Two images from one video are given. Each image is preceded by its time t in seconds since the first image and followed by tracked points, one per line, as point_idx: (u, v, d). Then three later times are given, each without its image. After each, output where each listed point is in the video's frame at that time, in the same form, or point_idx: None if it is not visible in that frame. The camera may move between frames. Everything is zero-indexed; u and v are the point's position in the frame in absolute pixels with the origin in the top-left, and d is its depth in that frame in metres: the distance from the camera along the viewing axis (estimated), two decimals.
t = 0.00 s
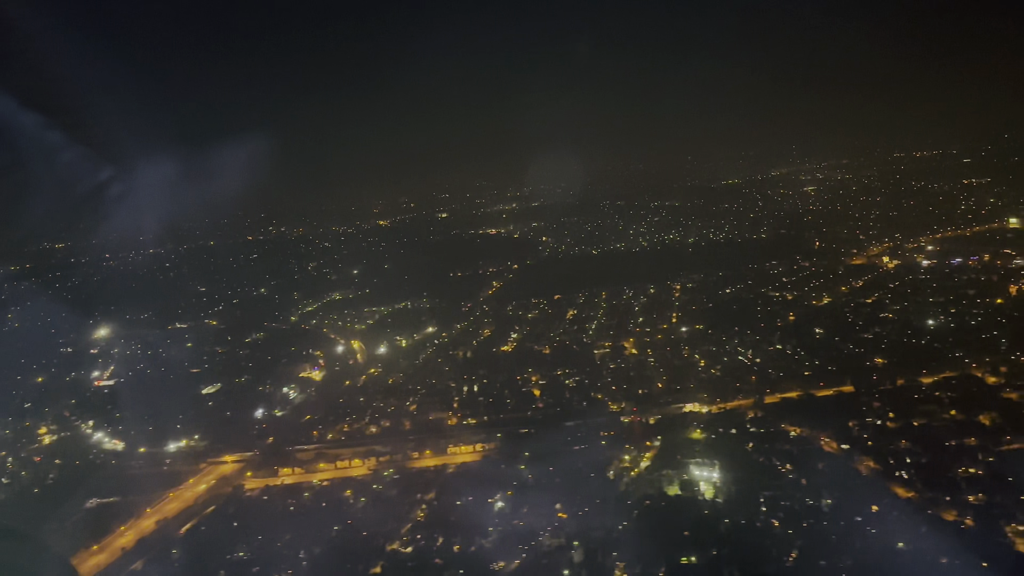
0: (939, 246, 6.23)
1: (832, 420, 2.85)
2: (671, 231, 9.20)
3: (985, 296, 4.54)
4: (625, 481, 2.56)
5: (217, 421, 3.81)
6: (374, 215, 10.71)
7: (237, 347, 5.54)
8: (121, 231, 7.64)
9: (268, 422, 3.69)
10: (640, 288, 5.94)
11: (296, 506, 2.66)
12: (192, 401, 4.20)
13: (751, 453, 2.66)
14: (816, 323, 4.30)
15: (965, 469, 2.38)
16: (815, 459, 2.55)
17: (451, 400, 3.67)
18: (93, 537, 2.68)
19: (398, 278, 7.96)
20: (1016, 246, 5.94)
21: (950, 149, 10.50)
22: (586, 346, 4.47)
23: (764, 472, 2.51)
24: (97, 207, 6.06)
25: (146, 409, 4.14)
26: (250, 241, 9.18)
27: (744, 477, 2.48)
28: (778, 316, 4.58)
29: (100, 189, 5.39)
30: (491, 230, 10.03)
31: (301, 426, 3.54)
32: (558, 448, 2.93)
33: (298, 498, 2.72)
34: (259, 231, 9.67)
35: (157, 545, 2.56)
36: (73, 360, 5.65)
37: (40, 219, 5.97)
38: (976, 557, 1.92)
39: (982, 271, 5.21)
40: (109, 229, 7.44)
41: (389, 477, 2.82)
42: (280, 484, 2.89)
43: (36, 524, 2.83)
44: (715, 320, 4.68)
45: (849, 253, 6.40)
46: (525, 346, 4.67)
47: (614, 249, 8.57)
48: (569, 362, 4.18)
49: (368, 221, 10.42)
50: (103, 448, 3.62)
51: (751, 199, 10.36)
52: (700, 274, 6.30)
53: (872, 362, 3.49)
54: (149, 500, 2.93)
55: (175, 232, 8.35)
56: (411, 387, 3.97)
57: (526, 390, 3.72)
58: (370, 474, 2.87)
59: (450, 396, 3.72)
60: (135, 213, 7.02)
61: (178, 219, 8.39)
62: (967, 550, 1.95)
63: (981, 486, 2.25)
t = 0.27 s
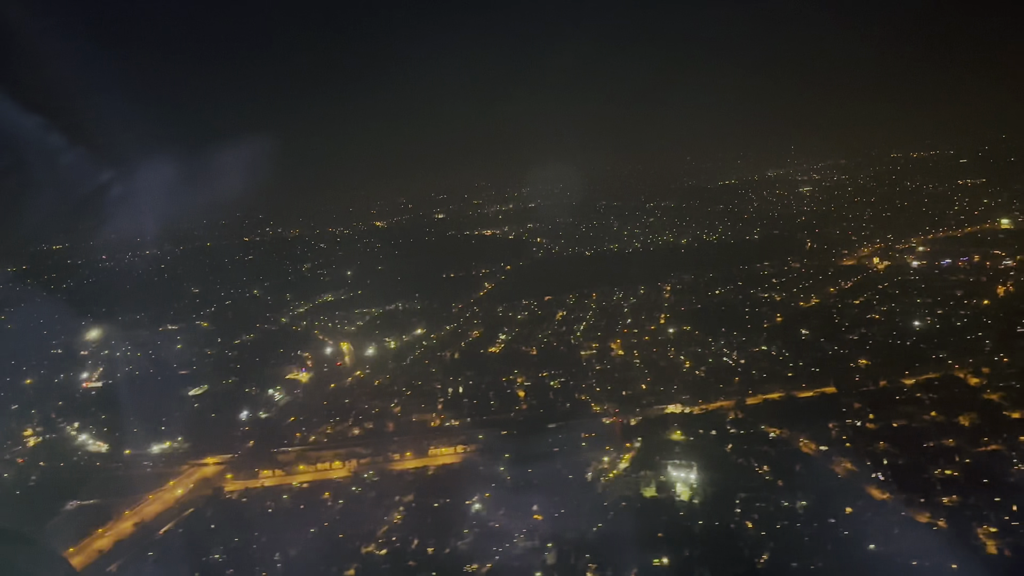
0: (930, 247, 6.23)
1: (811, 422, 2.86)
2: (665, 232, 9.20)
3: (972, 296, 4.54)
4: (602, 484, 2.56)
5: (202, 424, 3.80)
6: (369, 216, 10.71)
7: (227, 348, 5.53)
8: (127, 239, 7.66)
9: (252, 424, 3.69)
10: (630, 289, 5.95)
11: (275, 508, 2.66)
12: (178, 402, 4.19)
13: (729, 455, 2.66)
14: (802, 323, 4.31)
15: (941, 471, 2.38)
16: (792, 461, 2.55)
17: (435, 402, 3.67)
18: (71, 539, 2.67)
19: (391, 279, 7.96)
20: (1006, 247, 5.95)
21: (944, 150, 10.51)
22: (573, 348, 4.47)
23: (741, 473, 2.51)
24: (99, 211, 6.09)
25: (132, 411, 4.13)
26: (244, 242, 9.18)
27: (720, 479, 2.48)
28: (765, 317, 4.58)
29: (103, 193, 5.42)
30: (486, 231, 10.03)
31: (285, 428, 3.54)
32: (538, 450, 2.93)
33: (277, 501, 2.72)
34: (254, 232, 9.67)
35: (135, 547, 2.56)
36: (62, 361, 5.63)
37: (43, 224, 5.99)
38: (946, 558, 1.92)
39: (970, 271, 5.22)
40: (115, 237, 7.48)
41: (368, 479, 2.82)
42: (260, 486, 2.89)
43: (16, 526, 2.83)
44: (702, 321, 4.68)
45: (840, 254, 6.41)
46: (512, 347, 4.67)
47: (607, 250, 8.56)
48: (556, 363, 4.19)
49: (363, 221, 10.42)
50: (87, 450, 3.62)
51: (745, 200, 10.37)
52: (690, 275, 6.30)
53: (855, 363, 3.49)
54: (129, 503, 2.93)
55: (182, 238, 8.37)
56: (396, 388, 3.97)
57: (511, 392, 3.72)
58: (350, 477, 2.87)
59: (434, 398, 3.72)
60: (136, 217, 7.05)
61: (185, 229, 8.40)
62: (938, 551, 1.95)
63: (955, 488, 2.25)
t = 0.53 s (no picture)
0: (921, 246, 6.23)
1: (791, 422, 2.86)
2: (658, 230, 9.19)
3: (959, 296, 4.54)
4: (579, 484, 2.56)
5: (186, 423, 3.81)
6: (363, 214, 10.70)
7: (216, 348, 5.54)
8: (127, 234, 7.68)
9: (237, 423, 3.70)
10: (620, 288, 5.95)
11: (253, 508, 2.66)
12: (163, 402, 4.20)
13: (706, 455, 2.67)
14: (788, 323, 4.31)
15: (916, 470, 2.38)
16: (768, 461, 2.55)
17: (418, 401, 3.68)
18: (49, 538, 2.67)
19: (384, 278, 7.97)
20: (996, 247, 5.94)
21: (939, 149, 10.49)
22: (560, 347, 4.47)
23: (718, 473, 2.51)
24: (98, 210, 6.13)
25: (119, 410, 4.14)
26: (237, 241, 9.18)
27: (696, 479, 2.48)
28: (752, 316, 4.58)
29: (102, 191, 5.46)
30: (480, 230, 10.03)
31: (268, 428, 3.54)
32: (518, 450, 2.93)
33: (255, 501, 2.72)
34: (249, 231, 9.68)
35: (113, 545, 2.56)
36: (51, 360, 5.63)
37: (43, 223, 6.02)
38: (915, 558, 1.92)
39: (959, 270, 5.22)
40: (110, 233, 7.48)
41: (348, 479, 2.82)
42: (240, 486, 2.89)
43: None
44: (689, 320, 4.69)
45: (831, 253, 6.40)
46: (499, 346, 4.67)
47: (600, 249, 8.56)
48: (541, 362, 4.19)
49: (357, 220, 10.41)
50: (71, 449, 3.62)
51: (739, 198, 10.36)
52: (681, 274, 6.30)
53: (837, 362, 3.50)
54: (109, 503, 2.93)
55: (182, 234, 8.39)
56: (382, 388, 3.98)
57: (495, 391, 3.72)
58: (329, 476, 2.87)
59: (419, 397, 3.72)
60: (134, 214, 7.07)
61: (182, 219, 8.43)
62: (907, 550, 1.95)
63: (929, 488, 2.25)
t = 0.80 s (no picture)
0: (912, 242, 6.23)
1: (770, 420, 2.86)
2: (652, 227, 9.18)
3: (946, 292, 4.54)
4: (557, 481, 2.56)
5: (171, 420, 3.81)
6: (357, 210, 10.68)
7: (205, 345, 5.54)
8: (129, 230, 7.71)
9: (220, 421, 3.69)
10: (610, 285, 5.95)
11: (231, 505, 2.67)
12: (149, 399, 4.20)
13: (685, 452, 2.66)
14: (774, 319, 4.31)
15: (891, 467, 2.38)
16: (745, 458, 2.55)
17: (402, 398, 3.67)
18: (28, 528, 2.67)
19: (377, 275, 7.96)
20: (987, 243, 5.93)
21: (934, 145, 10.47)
22: (546, 344, 4.46)
23: (694, 470, 2.51)
24: (98, 207, 6.15)
25: (105, 408, 4.14)
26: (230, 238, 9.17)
27: (673, 475, 2.48)
28: (739, 313, 4.57)
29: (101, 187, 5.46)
30: (474, 227, 10.01)
31: (252, 426, 3.54)
32: (498, 446, 2.93)
33: (233, 498, 2.73)
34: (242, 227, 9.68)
35: (92, 540, 2.56)
36: (40, 356, 5.63)
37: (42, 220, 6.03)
38: (885, 555, 1.92)
39: (948, 267, 5.21)
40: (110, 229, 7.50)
41: (327, 477, 2.82)
42: (220, 483, 2.90)
43: None
44: (676, 317, 4.69)
45: (822, 249, 6.39)
46: (487, 343, 4.67)
47: (594, 246, 8.54)
48: (527, 359, 4.19)
49: (351, 216, 10.39)
50: (55, 447, 3.63)
51: (734, 195, 10.34)
52: (672, 271, 6.29)
53: (820, 359, 3.49)
54: (90, 500, 2.93)
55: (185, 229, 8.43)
56: (367, 384, 3.98)
57: (479, 388, 3.72)
58: (309, 474, 2.86)
59: (403, 394, 3.72)
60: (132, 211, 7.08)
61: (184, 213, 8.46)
62: (877, 547, 1.96)
63: (903, 485, 2.25)
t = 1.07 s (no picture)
0: (902, 241, 6.22)
1: (749, 420, 2.86)
2: (645, 225, 9.17)
3: (933, 291, 4.53)
4: (534, 481, 2.55)
5: (155, 420, 3.81)
6: (351, 209, 10.67)
7: (194, 344, 5.54)
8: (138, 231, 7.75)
9: (204, 421, 3.69)
10: (600, 284, 5.94)
11: (208, 506, 2.67)
12: (135, 399, 4.20)
13: (663, 452, 2.66)
14: (760, 318, 4.31)
15: (867, 467, 2.37)
16: (722, 458, 2.55)
17: (385, 398, 3.66)
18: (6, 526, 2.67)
19: (369, 274, 7.95)
20: (977, 242, 5.93)
21: (928, 143, 10.46)
22: (533, 344, 4.46)
23: (671, 471, 2.51)
24: (99, 206, 6.18)
25: (90, 407, 4.14)
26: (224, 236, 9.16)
27: (649, 476, 2.48)
28: (726, 312, 4.57)
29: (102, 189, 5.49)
30: (468, 226, 10.00)
31: (235, 426, 3.54)
32: (478, 446, 2.92)
33: (211, 498, 2.73)
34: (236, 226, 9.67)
35: (69, 539, 2.57)
36: (29, 355, 5.63)
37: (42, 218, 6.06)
38: (855, 555, 1.92)
39: (937, 266, 5.21)
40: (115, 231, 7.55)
41: (305, 477, 2.81)
42: (199, 483, 2.89)
43: None
44: (663, 316, 4.69)
45: (812, 248, 6.39)
46: (474, 343, 4.67)
47: (587, 245, 8.54)
48: (513, 359, 4.19)
49: (344, 214, 10.38)
50: (39, 447, 3.63)
51: (728, 193, 10.34)
52: (662, 270, 6.28)
53: (803, 359, 3.49)
54: (70, 499, 2.93)
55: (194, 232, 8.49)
56: (352, 384, 3.98)
57: (463, 387, 3.72)
58: (288, 474, 2.86)
59: (387, 393, 3.72)
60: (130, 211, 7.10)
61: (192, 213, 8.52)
62: (847, 546, 1.95)
63: (877, 485, 2.25)
